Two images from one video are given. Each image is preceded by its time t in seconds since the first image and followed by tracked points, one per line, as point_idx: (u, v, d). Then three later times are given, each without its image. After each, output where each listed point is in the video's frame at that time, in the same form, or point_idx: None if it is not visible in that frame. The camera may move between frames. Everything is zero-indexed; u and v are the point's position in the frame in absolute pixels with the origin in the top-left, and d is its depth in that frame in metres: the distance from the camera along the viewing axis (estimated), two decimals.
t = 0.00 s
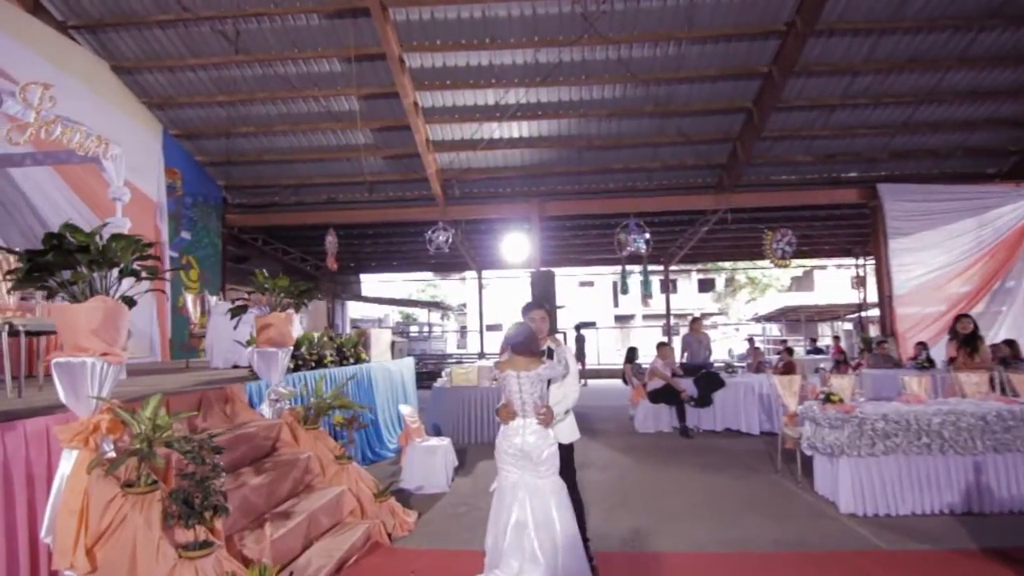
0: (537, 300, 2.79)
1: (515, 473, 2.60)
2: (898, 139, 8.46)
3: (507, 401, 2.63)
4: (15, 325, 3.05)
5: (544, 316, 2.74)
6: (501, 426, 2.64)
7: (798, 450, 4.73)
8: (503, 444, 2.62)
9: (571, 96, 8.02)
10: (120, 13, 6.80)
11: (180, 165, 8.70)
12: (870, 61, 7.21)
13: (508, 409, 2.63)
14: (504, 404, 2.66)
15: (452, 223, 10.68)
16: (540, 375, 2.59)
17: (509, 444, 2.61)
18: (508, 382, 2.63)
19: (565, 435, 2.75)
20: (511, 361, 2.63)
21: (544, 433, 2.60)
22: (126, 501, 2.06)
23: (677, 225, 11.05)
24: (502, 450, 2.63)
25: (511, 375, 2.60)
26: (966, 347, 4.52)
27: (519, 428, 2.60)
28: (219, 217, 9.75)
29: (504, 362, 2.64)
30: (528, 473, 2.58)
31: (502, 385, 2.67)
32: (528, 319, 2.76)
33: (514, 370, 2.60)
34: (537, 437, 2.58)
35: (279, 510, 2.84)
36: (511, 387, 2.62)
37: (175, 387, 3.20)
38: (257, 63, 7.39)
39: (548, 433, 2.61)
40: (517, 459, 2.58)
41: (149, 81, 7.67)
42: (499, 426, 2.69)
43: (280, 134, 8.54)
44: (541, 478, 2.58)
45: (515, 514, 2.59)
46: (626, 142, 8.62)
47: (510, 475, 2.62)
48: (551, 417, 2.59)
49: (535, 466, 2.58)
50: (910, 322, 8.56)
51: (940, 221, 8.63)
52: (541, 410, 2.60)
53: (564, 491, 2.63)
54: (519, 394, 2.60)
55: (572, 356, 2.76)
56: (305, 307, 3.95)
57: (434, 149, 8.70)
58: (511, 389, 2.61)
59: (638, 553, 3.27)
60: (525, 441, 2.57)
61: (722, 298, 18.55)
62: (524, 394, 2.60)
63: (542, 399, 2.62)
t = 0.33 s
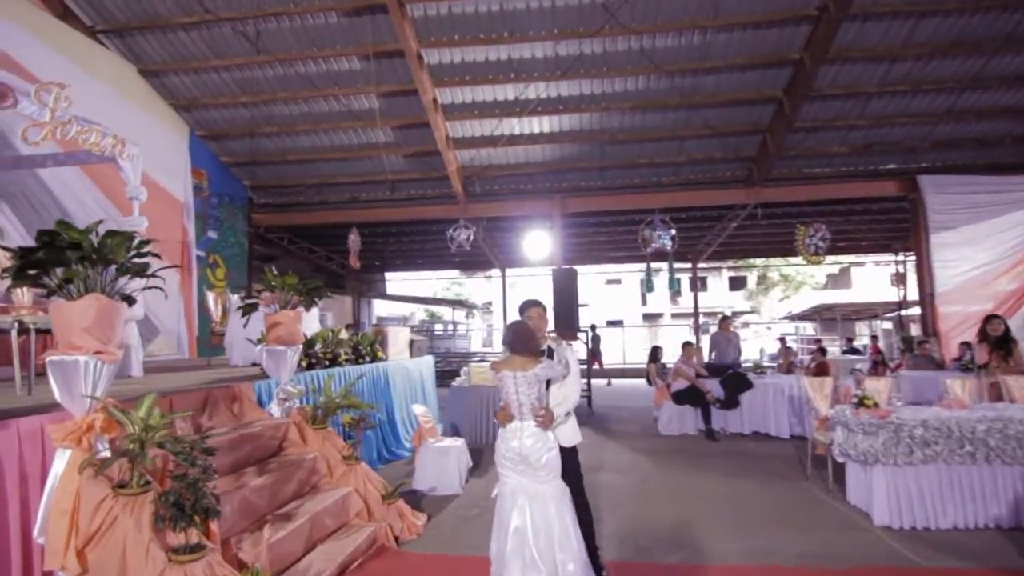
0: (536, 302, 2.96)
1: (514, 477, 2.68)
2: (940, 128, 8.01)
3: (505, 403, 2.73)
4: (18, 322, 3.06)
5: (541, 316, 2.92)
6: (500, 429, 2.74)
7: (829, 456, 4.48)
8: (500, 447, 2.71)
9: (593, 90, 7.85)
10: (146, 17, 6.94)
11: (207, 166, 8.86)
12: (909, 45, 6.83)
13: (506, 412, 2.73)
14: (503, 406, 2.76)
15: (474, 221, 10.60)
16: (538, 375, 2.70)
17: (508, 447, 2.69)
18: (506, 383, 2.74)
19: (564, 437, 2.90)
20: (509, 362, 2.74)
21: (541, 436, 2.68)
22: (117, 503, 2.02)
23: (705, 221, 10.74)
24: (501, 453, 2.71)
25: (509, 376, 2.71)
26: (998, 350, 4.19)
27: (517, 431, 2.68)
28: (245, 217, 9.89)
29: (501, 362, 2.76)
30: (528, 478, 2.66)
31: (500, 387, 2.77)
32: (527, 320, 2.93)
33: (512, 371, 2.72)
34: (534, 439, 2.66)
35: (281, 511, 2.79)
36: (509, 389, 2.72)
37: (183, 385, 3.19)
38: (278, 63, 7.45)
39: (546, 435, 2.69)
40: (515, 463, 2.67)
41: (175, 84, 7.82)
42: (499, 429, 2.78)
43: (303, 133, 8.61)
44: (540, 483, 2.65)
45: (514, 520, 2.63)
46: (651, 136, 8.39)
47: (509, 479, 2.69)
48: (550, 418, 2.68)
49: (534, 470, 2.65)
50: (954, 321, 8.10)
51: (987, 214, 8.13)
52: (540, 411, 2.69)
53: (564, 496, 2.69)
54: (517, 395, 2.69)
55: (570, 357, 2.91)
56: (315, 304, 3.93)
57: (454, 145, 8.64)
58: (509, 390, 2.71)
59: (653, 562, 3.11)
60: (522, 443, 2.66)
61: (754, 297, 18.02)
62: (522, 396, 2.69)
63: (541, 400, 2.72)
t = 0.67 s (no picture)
0: (536, 298, 2.93)
1: (515, 481, 2.60)
2: (986, 114, 7.55)
3: (505, 403, 2.66)
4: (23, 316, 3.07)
5: (541, 313, 2.91)
6: (500, 430, 2.67)
7: (861, 462, 4.22)
8: (500, 449, 2.64)
9: (615, 80, 7.64)
10: (169, 17, 7.04)
11: (231, 165, 8.99)
12: (951, 26, 6.44)
13: (506, 412, 2.67)
14: (503, 405, 2.69)
15: (494, 216, 10.49)
16: (537, 371, 2.62)
17: (509, 449, 2.62)
18: (505, 382, 2.66)
19: (568, 438, 2.88)
20: (507, 359, 2.67)
21: (543, 437, 2.60)
22: (104, 501, 1.98)
23: (733, 215, 10.39)
24: (501, 455, 2.65)
25: (508, 373, 2.63)
26: None
27: (517, 431, 2.61)
28: (269, 215, 10.00)
29: (499, 360, 2.68)
30: (529, 483, 2.59)
31: (499, 386, 2.69)
32: (526, 317, 2.91)
33: (511, 368, 2.64)
34: (535, 440, 2.58)
35: (281, 511, 2.73)
36: (508, 387, 2.64)
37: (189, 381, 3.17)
38: (297, 60, 7.47)
39: (548, 436, 2.60)
40: (517, 466, 2.60)
41: (198, 83, 7.93)
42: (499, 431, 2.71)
43: (324, 130, 8.63)
44: (542, 487, 2.58)
45: (514, 527, 2.55)
46: (675, 127, 8.14)
47: (510, 483, 2.62)
48: (553, 417, 2.60)
49: (535, 474, 2.58)
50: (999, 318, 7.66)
51: None
52: (541, 410, 2.62)
53: (567, 500, 2.61)
54: (516, 393, 2.61)
55: (573, 355, 2.90)
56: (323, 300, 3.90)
57: (474, 140, 8.55)
58: (509, 388, 2.63)
59: (665, 571, 2.97)
60: (523, 445, 2.58)
61: (786, 293, 17.45)
62: (522, 394, 2.61)
63: (542, 398, 2.65)
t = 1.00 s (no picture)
0: (539, 292, 2.82)
1: (515, 486, 2.50)
2: None
3: (504, 403, 2.55)
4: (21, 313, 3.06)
5: (544, 307, 2.81)
6: (499, 432, 2.57)
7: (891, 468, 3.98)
8: (499, 452, 2.54)
9: (634, 70, 7.44)
10: (188, 16, 7.12)
11: (252, 163, 9.09)
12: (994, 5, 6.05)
13: (506, 413, 2.56)
14: (503, 406, 2.58)
15: (513, 212, 10.37)
16: (536, 370, 2.50)
17: (508, 451, 2.52)
18: (504, 380, 2.55)
19: (570, 439, 2.78)
20: (506, 357, 2.56)
21: (543, 438, 2.48)
22: (86, 499, 1.94)
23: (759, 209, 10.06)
24: (501, 458, 2.55)
25: (507, 372, 2.52)
26: None
27: (516, 432, 2.51)
28: (290, 212, 10.08)
29: (498, 358, 2.57)
30: (529, 487, 2.47)
31: (498, 385, 2.58)
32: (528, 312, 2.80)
33: (508, 366, 2.53)
34: (535, 442, 2.47)
35: (276, 510, 2.67)
36: (506, 386, 2.53)
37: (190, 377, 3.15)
38: (314, 56, 7.47)
39: (549, 437, 2.49)
40: (516, 469, 2.49)
41: (218, 81, 8.02)
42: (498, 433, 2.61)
43: (342, 127, 8.64)
44: (542, 492, 2.46)
45: (513, 533, 2.45)
46: (697, 118, 7.89)
47: (510, 488, 2.52)
48: (554, 416, 2.48)
49: (535, 478, 2.47)
50: None
51: None
52: (542, 409, 2.50)
53: (568, 505, 2.50)
54: (515, 392, 2.50)
55: (576, 351, 2.79)
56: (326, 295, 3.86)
57: (491, 135, 8.45)
58: (508, 387, 2.53)
59: None
60: (522, 447, 2.48)
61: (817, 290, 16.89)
62: (521, 394, 2.50)
63: (543, 398, 2.54)
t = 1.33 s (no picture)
0: (543, 289, 2.70)
1: (514, 492, 2.40)
2: None
3: (503, 406, 2.45)
4: None
5: (548, 305, 2.69)
6: (498, 436, 2.48)
7: (923, 478, 3.74)
8: (497, 456, 2.45)
9: (654, 62, 7.24)
10: (208, 18, 7.22)
11: (273, 163, 9.19)
12: None
13: (505, 417, 2.46)
14: (502, 409, 2.48)
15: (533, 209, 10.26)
16: (537, 373, 2.39)
17: (506, 457, 2.42)
18: (503, 383, 2.44)
19: (571, 444, 2.68)
20: (506, 358, 2.45)
21: (543, 445, 2.38)
22: (68, 500, 1.90)
23: (787, 205, 9.71)
24: (499, 464, 2.45)
25: (507, 374, 2.40)
26: None
27: (516, 437, 2.41)
28: (311, 212, 10.16)
29: (497, 359, 2.46)
30: (528, 493, 2.37)
31: (497, 387, 2.47)
32: (531, 310, 2.69)
33: (508, 369, 2.41)
34: (535, 448, 2.37)
35: (271, 512, 2.62)
36: (506, 389, 2.43)
37: (192, 376, 3.15)
38: (331, 56, 7.49)
39: (549, 443, 2.39)
40: (516, 475, 2.39)
41: (238, 83, 8.13)
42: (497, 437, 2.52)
43: (360, 126, 8.65)
44: (542, 498, 2.36)
45: (510, 541, 2.35)
46: (719, 111, 7.64)
47: (509, 495, 2.42)
48: (555, 422, 2.38)
49: (534, 484, 2.37)
50: None
51: None
52: (542, 415, 2.40)
53: (572, 513, 2.39)
54: (515, 396, 2.39)
55: (579, 352, 2.68)
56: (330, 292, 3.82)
57: (508, 131, 8.35)
58: (507, 391, 2.42)
59: None
60: (521, 453, 2.37)
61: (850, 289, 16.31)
62: (521, 398, 2.40)
63: (544, 402, 2.43)
